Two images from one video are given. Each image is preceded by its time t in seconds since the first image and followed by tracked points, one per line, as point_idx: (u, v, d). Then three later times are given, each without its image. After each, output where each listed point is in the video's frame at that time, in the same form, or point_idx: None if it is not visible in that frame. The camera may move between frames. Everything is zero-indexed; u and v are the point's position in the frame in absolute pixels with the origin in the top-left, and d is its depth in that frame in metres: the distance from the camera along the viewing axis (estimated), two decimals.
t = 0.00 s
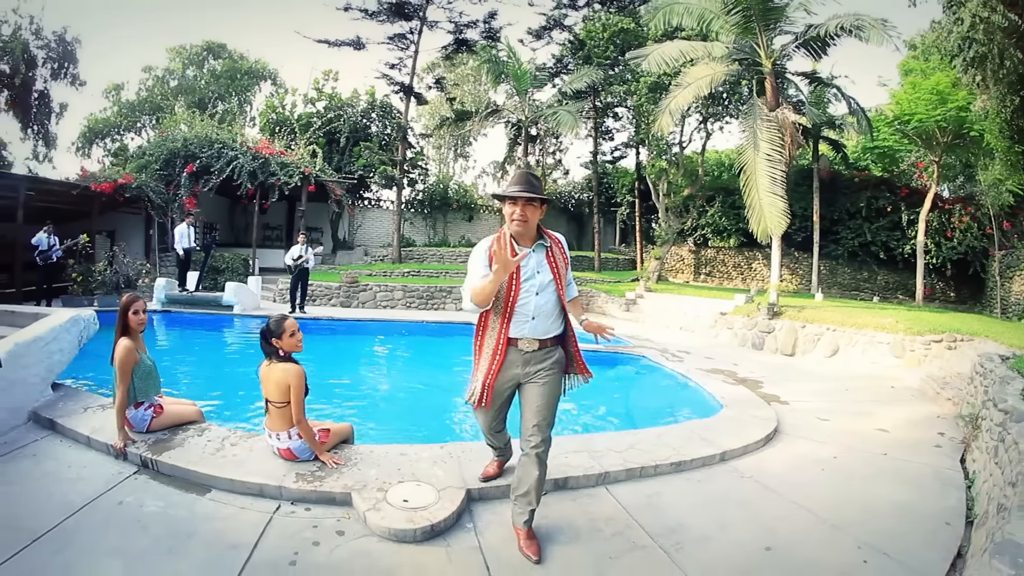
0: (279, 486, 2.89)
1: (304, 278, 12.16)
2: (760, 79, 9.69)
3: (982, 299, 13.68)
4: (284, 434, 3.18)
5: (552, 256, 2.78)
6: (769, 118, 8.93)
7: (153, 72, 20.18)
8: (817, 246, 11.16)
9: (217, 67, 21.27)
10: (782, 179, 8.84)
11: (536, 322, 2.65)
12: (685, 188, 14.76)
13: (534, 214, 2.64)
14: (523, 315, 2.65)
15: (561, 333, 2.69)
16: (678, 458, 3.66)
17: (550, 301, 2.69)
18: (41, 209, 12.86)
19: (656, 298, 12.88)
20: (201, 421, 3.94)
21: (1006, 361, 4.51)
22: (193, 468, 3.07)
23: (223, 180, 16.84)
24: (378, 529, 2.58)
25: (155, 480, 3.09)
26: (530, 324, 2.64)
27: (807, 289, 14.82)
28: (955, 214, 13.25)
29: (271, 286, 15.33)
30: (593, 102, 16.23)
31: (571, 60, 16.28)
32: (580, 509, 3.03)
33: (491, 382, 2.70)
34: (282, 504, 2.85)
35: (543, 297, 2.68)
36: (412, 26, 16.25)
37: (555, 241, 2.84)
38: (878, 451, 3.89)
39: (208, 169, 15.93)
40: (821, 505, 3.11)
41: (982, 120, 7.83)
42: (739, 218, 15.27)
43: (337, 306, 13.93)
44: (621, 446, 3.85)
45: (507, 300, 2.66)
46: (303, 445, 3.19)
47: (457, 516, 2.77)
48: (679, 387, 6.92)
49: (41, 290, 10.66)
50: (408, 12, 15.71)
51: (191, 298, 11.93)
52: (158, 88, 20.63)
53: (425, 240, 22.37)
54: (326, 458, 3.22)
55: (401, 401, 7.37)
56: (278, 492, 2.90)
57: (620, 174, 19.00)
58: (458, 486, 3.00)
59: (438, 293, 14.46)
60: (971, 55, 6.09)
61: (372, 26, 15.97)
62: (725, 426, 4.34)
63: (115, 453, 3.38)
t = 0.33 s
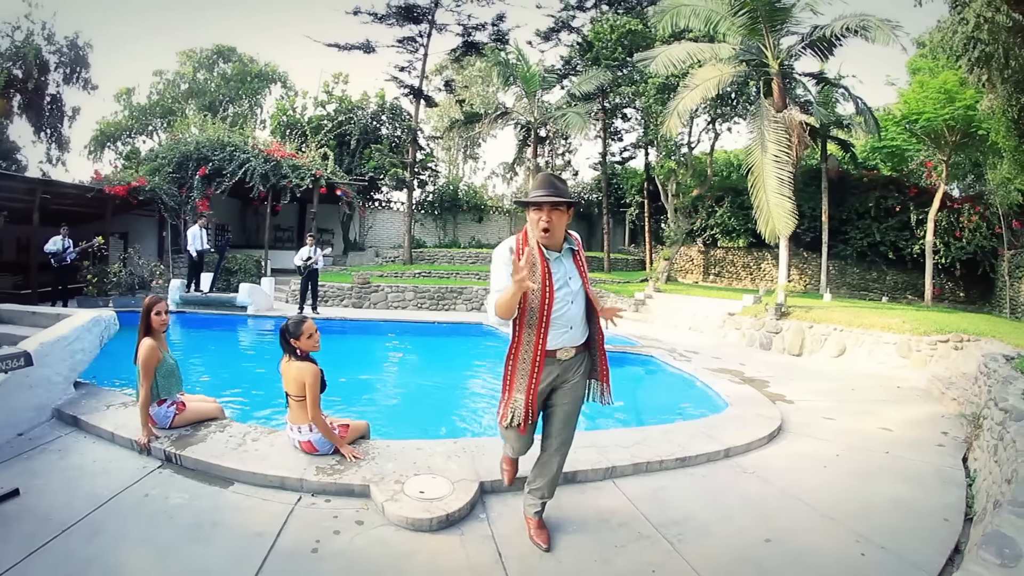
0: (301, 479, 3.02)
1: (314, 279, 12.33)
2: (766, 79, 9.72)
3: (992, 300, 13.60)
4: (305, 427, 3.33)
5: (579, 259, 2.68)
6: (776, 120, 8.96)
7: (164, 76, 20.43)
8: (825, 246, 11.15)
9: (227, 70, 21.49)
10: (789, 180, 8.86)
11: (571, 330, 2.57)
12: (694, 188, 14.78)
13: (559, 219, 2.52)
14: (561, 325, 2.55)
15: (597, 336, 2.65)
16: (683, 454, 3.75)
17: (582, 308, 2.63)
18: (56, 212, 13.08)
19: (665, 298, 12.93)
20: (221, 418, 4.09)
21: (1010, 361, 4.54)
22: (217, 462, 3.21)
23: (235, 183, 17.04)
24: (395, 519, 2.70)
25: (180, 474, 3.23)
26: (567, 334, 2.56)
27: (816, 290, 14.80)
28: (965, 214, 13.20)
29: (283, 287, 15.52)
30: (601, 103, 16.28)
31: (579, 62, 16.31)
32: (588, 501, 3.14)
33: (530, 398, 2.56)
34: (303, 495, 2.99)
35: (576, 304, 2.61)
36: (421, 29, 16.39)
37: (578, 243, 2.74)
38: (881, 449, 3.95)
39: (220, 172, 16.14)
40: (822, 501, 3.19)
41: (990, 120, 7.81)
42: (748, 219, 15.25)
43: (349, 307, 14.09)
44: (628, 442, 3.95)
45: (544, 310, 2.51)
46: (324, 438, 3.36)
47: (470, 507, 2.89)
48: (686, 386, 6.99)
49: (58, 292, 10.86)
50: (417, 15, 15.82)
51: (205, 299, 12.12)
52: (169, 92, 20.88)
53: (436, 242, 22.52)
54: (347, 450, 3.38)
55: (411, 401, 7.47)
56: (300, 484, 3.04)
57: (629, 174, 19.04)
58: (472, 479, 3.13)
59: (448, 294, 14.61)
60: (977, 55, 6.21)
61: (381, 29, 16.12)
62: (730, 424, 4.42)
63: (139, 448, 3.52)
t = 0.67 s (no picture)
0: (317, 476, 3.13)
1: (319, 281, 12.43)
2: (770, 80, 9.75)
3: (997, 298, 13.58)
4: (321, 426, 3.46)
5: (586, 268, 2.62)
6: (779, 121, 9.01)
7: (171, 80, 20.61)
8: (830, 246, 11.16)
9: (233, 74, 21.63)
10: (793, 181, 8.91)
11: (585, 337, 2.51)
12: (699, 188, 14.81)
13: (572, 227, 2.45)
14: (576, 332, 2.48)
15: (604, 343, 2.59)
16: (685, 451, 3.83)
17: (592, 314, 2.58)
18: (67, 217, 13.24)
19: (671, 299, 12.99)
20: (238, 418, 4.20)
21: (1011, 361, 4.57)
22: (235, 461, 3.32)
23: (243, 187, 17.19)
24: (409, 513, 2.81)
25: (199, 472, 3.34)
26: (582, 341, 2.50)
27: (821, 290, 14.80)
28: (969, 212, 13.20)
29: (291, 289, 15.66)
30: (606, 105, 16.36)
31: (583, 63, 16.36)
32: (595, 496, 3.23)
33: (564, 412, 2.39)
34: (320, 492, 3.10)
35: (587, 311, 2.55)
36: (426, 33, 16.49)
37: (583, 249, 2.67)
38: (881, 448, 4.01)
39: (228, 176, 16.31)
40: (822, 497, 3.25)
41: (993, 119, 7.82)
42: (753, 218, 15.26)
43: (357, 309, 14.23)
44: (633, 440, 4.03)
45: (564, 319, 2.39)
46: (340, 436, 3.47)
47: (480, 502, 2.99)
48: (690, 386, 7.05)
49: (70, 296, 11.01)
50: (421, 19, 15.91)
51: (215, 301, 12.26)
52: (176, 96, 21.05)
53: (442, 243, 22.64)
54: (361, 449, 3.49)
55: (419, 402, 7.57)
56: (316, 481, 3.14)
57: (635, 175, 19.09)
58: (482, 475, 3.23)
59: (456, 296, 14.74)
60: (976, 56, 6.21)
61: (387, 33, 16.24)
62: (734, 423, 4.49)
63: (159, 448, 3.62)
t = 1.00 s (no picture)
0: (337, 477, 3.29)
1: (328, 286, 12.56)
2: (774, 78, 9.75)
3: (1004, 294, 13.51)
4: (342, 430, 3.62)
5: (585, 279, 2.68)
6: (782, 121, 9.05)
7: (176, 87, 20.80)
8: (835, 244, 11.15)
9: (239, 80, 21.78)
10: (797, 180, 8.94)
11: (584, 352, 2.56)
12: (705, 187, 14.79)
13: (572, 234, 2.52)
14: (576, 347, 2.52)
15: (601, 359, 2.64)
16: (689, 449, 3.91)
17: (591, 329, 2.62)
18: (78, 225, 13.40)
19: (677, 298, 13.03)
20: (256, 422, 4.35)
21: (1013, 358, 4.61)
22: (258, 463, 3.48)
23: (251, 192, 17.37)
24: (426, 511, 2.96)
25: (223, 475, 3.49)
26: (582, 356, 2.54)
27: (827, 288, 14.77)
28: (975, 208, 13.17)
29: (301, 293, 15.83)
30: (611, 105, 16.40)
31: (587, 65, 16.41)
32: (602, 492, 3.34)
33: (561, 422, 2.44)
34: (340, 492, 3.26)
35: (586, 324, 2.60)
36: (430, 37, 16.59)
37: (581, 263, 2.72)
38: (882, 446, 4.07)
39: (236, 182, 16.50)
40: (822, 493, 3.34)
41: (996, 115, 7.83)
42: (759, 217, 15.20)
43: (367, 312, 14.37)
44: (638, 439, 4.14)
45: (565, 333, 2.43)
46: (358, 439, 3.63)
47: (493, 500, 3.13)
48: (695, 385, 7.13)
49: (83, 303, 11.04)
50: (425, 24, 16.02)
51: (227, 307, 12.43)
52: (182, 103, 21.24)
53: (450, 245, 22.76)
54: (380, 450, 3.66)
55: (427, 405, 7.69)
56: (337, 482, 3.30)
57: (640, 175, 19.10)
58: (494, 475, 3.36)
59: (464, 298, 14.87)
60: (977, 54, 6.28)
61: (391, 38, 16.38)
62: (737, 421, 4.58)
63: (182, 452, 3.77)
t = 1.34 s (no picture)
0: (363, 474, 3.52)
1: (344, 286, 12.78)
2: (781, 71, 9.70)
3: (1016, 285, 13.42)
4: (365, 430, 3.85)
5: (580, 286, 2.73)
6: (790, 115, 9.06)
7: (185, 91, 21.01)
8: (845, 236, 11.10)
9: (247, 82, 21.91)
10: (805, 173, 8.97)
11: (576, 361, 2.63)
12: (715, 180, 14.73)
13: (565, 243, 2.60)
14: (566, 352, 2.60)
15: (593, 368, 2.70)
16: (696, 444, 4.02)
17: (583, 337, 2.69)
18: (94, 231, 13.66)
19: (688, 292, 13.07)
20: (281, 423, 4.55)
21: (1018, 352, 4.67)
22: (287, 463, 3.69)
23: (263, 195, 17.60)
24: (448, 504, 3.17)
25: (253, 474, 3.70)
26: (573, 363, 2.61)
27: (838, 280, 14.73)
28: (985, 199, 13.12)
29: (315, 293, 16.05)
30: (618, 100, 16.39)
31: (595, 59, 16.41)
32: (613, 485, 3.50)
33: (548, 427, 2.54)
34: (367, 488, 3.48)
35: (578, 333, 2.67)
36: (437, 36, 16.65)
37: (580, 270, 2.79)
38: (886, 440, 4.17)
39: (249, 185, 16.74)
40: (825, 486, 3.46)
41: (1005, 105, 7.80)
42: (770, 209, 15.09)
43: (381, 310, 14.57)
44: (647, 433, 4.28)
45: (553, 338, 2.53)
46: (381, 438, 3.86)
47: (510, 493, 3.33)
48: (706, 380, 7.22)
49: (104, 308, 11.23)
50: (432, 23, 16.09)
51: (245, 309, 12.66)
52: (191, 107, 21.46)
53: (462, 242, 22.92)
54: (403, 448, 3.89)
55: (443, 403, 7.87)
56: (363, 479, 3.53)
57: (650, 168, 19.07)
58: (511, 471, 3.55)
59: (477, 294, 15.03)
60: (983, 47, 6.33)
61: (398, 38, 16.49)
62: (744, 416, 4.69)
63: (212, 454, 3.98)
